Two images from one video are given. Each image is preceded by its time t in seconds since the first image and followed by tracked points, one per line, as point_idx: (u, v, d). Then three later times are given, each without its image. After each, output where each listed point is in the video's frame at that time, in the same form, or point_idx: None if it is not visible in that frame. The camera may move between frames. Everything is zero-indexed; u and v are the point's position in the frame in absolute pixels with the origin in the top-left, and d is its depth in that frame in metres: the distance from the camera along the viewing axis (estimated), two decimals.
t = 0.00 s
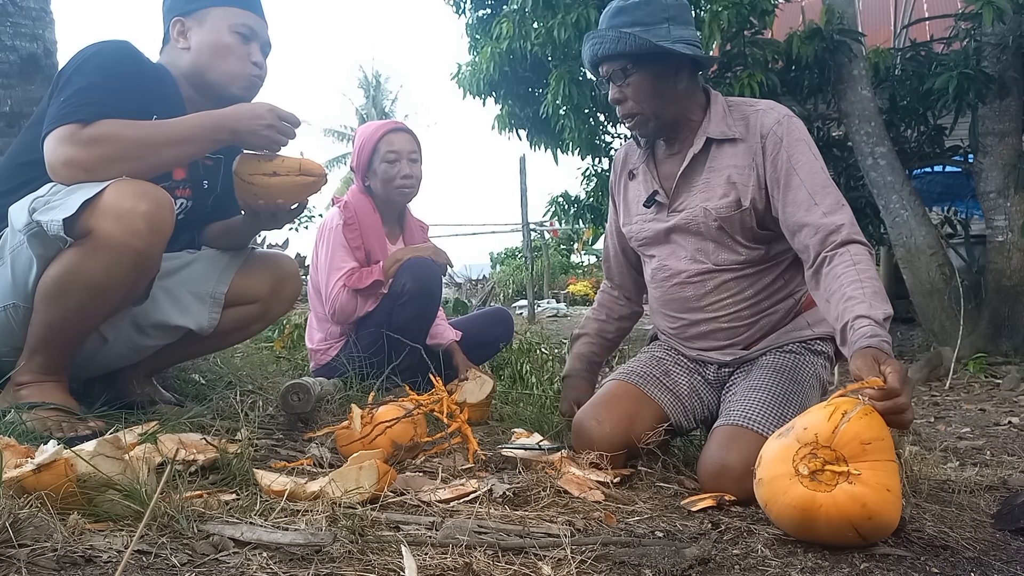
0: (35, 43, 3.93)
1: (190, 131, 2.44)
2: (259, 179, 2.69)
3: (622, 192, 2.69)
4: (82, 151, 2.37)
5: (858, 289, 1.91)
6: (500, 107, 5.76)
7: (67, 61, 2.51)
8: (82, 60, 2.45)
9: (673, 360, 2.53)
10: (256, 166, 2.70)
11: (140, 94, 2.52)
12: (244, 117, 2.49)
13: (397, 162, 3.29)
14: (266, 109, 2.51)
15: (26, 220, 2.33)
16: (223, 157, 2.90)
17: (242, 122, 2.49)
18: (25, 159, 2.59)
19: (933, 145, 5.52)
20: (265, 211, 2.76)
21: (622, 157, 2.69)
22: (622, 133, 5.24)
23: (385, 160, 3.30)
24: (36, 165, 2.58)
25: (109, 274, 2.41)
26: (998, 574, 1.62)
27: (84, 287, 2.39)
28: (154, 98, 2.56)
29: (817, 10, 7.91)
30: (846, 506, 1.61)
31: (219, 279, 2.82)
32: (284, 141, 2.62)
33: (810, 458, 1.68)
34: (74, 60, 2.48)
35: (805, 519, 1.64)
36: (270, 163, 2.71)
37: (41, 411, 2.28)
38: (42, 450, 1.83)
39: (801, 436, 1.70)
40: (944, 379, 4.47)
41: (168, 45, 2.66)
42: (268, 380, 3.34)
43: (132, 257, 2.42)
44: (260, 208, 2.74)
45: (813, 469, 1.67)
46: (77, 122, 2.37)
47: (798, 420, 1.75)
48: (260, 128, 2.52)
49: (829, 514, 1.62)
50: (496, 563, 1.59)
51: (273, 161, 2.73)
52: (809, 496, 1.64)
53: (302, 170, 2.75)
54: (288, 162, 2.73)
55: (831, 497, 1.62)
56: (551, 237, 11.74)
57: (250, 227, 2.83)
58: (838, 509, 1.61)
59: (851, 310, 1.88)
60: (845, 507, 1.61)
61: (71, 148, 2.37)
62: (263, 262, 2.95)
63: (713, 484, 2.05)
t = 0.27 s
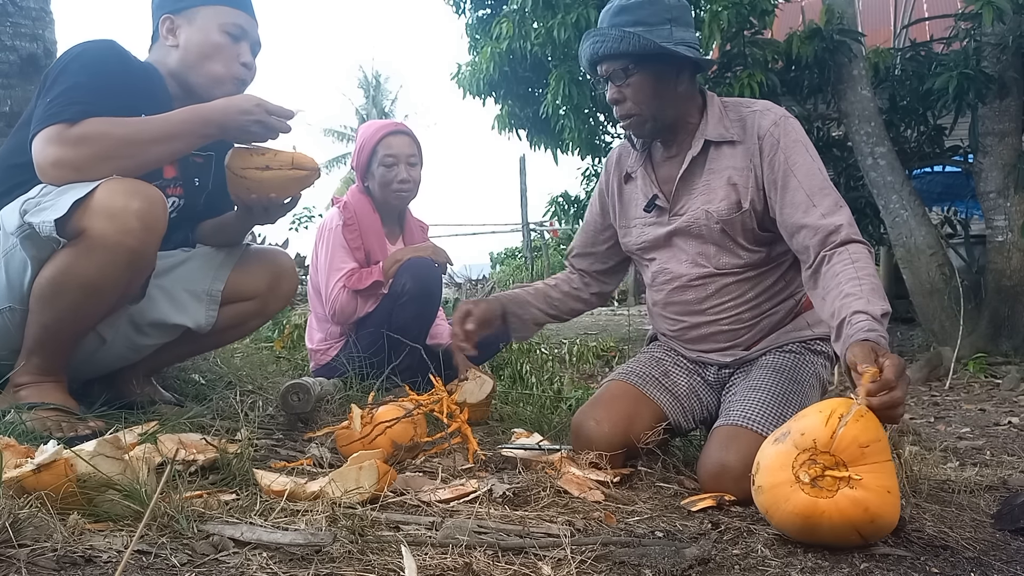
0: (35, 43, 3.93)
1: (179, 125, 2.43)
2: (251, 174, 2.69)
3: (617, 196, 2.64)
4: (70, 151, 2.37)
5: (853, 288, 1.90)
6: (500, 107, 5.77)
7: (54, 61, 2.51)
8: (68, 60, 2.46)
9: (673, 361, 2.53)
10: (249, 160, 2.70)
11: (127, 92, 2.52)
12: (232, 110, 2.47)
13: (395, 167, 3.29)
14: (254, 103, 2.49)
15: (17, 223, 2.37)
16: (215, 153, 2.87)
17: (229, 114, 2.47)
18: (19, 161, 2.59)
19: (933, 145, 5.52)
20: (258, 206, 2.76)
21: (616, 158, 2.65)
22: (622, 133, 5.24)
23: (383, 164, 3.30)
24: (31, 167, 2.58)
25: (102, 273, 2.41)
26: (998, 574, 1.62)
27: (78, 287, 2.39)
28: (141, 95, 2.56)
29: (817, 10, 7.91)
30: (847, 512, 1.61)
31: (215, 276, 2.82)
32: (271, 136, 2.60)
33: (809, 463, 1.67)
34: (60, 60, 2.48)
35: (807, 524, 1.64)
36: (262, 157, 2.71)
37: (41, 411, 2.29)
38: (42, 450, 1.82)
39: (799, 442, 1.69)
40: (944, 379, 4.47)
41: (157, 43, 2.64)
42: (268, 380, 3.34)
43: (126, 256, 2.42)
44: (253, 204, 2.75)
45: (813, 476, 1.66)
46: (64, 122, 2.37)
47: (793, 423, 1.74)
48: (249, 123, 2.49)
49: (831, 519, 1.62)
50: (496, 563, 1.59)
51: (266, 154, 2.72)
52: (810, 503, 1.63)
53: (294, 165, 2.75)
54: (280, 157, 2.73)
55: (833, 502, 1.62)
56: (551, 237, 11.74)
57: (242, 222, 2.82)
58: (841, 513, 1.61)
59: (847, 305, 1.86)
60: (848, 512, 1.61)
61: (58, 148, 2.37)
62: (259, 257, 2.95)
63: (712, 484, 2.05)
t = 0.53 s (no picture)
0: (34, 43, 3.92)
1: (174, 126, 2.43)
2: (244, 172, 2.67)
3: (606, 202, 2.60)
4: (62, 155, 2.36)
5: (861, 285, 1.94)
6: (500, 107, 5.77)
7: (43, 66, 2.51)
8: (58, 63, 2.45)
9: (673, 361, 2.53)
10: (241, 159, 2.68)
11: (118, 93, 2.51)
12: (227, 108, 2.47)
13: (394, 167, 3.29)
14: (249, 100, 2.49)
15: (16, 228, 2.37)
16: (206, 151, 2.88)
17: (224, 112, 2.46)
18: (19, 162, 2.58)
19: (933, 145, 5.52)
20: (251, 204, 2.76)
21: (604, 161, 2.60)
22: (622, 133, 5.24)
23: (382, 164, 3.30)
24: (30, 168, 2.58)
25: (101, 277, 2.41)
26: (998, 574, 1.62)
27: (77, 290, 2.39)
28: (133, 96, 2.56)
29: (817, 10, 7.91)
30: (853, 514, 1.61)
31: (212, 275, 2.82)
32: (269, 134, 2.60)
33: (816, 464, 1.66)
34: (50, 64, 2.48)
35: (810, 525, 1.63)
36: (254, 155, 2.69)
37: (41, 411, 2.29)
38: (42, 450, 1.83)
39: (806, 442, 1.68)
40: (944, 379, 4.47)
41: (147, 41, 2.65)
42: (268, 380, 3.34)
43: (125, 259, 2.42)
44: (246, 202, 2.74)
45: (819, 476, 1.65)
46: (57, 126, 2.37)
47: (800, 422, 1.72)
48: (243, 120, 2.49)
49: (835, 520, 1.61)
50: (496, 563, 1.59)
51: (259, 153, 2.71)
52: (816, 504, 1.62)
53: (287, 162, 2.74)
54: (273, 154, 2.72)
55: (838, 504, 1.62)
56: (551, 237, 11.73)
57: (236, 219, 2.83)
58: (845, 515, 1.61)
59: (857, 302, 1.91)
60: (853, 514, 1.61)
61: (51, 152, 2.37)
62: (256, 254, 2.95)
63: (712, 484, 2.05)
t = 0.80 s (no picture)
0: (35, 43, 3.92)
1: (170, 126, 2.43)
2: (242, 173, 2.68)
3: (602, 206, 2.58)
4: (60, 155, 2.36)
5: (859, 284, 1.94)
6: (500, 107, 5.77)
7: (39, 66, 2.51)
8: (54, 63, 2.45)
9: (674, 363, 2.53)
10: (240, 159, 2.68)
11: (115, 93, 2.52)
12: (225, 109, 2.47)
13: (394, 166, 3.29)
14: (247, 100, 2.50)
15: (12, 230, 2.36)
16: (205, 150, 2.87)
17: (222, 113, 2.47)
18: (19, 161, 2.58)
19: (933, 145, 5.53)
20: (250, 205, 2.76)
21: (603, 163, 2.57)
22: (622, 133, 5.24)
23: (382, 164, 3.30)
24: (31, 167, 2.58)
25: (100, 278, 2.41)
26: (998, 574, 1.62)
27: (75, 291, 2.39)
28: (129, 96, 2.56)
29: (817, 10, 7.91)
30: (853, 516, 1.61)
31: (212, 275, 2.82)
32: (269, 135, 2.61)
33: (817, 465, 1.66)
34: (46, 63, 2.48)
35: (811, 526, 1.63)
36: (252, 156, 2.69)
37: (41, 411, 2.29)
38: (42, 450, 1.82)
39: (807, 443, 1.68)
40: (944, 379, 4.47)
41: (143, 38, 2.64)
42: (268, 380, 3.34)
43: (123, 259, 2.42)
44: (244, 202, 2.74)
45: (821, 478, 1.65)
46: (54, 126, 2.36)
47: (802, 424, 1.72)
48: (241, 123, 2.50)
49: (836, 522, 1.61)
50: (496, 563, 1.59)
51: (257, 154, 2.70)
52: (816, 505, 1.63)
53: (285, 164, 2.74)
54: (272, 156, 2.72)
55: (838, 506, 1.62)
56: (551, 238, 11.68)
57: (235, 220, 2.82)
58: (846, 517, 1.61)
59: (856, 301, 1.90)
60: (854, 516, 1.61)
61: (48, 152, 2.36)
62: (256, 254, 2.96)
63: (712, 484, 2.05)
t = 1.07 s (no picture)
0: (35, 43, 3.92)
1: (167, 125, 2.43)
2: (245, 175, 2.67)
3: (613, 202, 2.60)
4: (58, 154, 2.36)
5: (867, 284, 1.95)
6: (500, 107, 5.77)
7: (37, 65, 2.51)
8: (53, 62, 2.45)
9: (674, 363, 2.53)
10: (243, 160, 2.67)
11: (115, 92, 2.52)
12: (224, 110, 2.46)
13: (394, 165, 3.29)
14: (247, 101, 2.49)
15: (10, 228, 2.35)
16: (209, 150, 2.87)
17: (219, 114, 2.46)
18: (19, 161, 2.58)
19: (933, 145, 5.53)
20: (253, 206, 2.75)
21: (613, 162, 2.62)
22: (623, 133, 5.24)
23: (382, 163, 3.30)
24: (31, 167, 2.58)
25: (98, 278, 2.41)
26: (998, 574, 1.62)
27: (73, 291, 2.39)
28: (129, 95, 2.56)
29: (817, 10, 7.91)
30: (854, 516, 1.61)
31: (213, 278, 2.82)
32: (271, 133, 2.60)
33: (817, 465, 1.66)
34: (44, 63, 2.48)
35: (811, 526, 1.63)
36: (257, 158, 2.68)
37: (41, 412, 2.28)
38: (42, 450, 1.83)
39: (807, 443, 1.68)
40: (944, 379, 4.47)
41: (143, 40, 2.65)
42: (268, 380, 3.34)
43: (120, 259, 2.42)
44: (247, 204, 2.73)
45: (820, 478, 1.65)
46: (51, 125, 2.36)
47: (801, 424, 1.72)
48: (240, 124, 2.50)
49: (835, 522, 1.61)
50: (496, 563, 1.59)
51: (262, 155, 2.69)
52: (816, 505, 1.62)
53: (290, 166, 2.74)
54: (277, 158, 2.71)
55: (839, 506, 1.62)
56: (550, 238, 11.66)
57: (238, 222, 2.82)
58: (846, 517, 1.61)
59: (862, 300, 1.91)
60: (855, 517, 1.61)
61: (46, 151, 2.36)
62: (259, 256, 2.96)
63: (712, 485, 2.05)
